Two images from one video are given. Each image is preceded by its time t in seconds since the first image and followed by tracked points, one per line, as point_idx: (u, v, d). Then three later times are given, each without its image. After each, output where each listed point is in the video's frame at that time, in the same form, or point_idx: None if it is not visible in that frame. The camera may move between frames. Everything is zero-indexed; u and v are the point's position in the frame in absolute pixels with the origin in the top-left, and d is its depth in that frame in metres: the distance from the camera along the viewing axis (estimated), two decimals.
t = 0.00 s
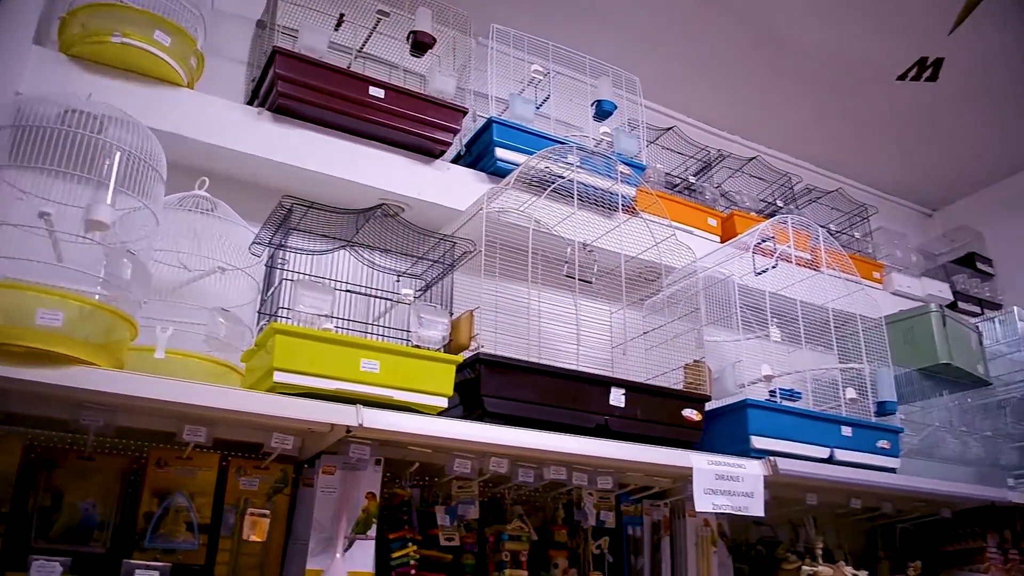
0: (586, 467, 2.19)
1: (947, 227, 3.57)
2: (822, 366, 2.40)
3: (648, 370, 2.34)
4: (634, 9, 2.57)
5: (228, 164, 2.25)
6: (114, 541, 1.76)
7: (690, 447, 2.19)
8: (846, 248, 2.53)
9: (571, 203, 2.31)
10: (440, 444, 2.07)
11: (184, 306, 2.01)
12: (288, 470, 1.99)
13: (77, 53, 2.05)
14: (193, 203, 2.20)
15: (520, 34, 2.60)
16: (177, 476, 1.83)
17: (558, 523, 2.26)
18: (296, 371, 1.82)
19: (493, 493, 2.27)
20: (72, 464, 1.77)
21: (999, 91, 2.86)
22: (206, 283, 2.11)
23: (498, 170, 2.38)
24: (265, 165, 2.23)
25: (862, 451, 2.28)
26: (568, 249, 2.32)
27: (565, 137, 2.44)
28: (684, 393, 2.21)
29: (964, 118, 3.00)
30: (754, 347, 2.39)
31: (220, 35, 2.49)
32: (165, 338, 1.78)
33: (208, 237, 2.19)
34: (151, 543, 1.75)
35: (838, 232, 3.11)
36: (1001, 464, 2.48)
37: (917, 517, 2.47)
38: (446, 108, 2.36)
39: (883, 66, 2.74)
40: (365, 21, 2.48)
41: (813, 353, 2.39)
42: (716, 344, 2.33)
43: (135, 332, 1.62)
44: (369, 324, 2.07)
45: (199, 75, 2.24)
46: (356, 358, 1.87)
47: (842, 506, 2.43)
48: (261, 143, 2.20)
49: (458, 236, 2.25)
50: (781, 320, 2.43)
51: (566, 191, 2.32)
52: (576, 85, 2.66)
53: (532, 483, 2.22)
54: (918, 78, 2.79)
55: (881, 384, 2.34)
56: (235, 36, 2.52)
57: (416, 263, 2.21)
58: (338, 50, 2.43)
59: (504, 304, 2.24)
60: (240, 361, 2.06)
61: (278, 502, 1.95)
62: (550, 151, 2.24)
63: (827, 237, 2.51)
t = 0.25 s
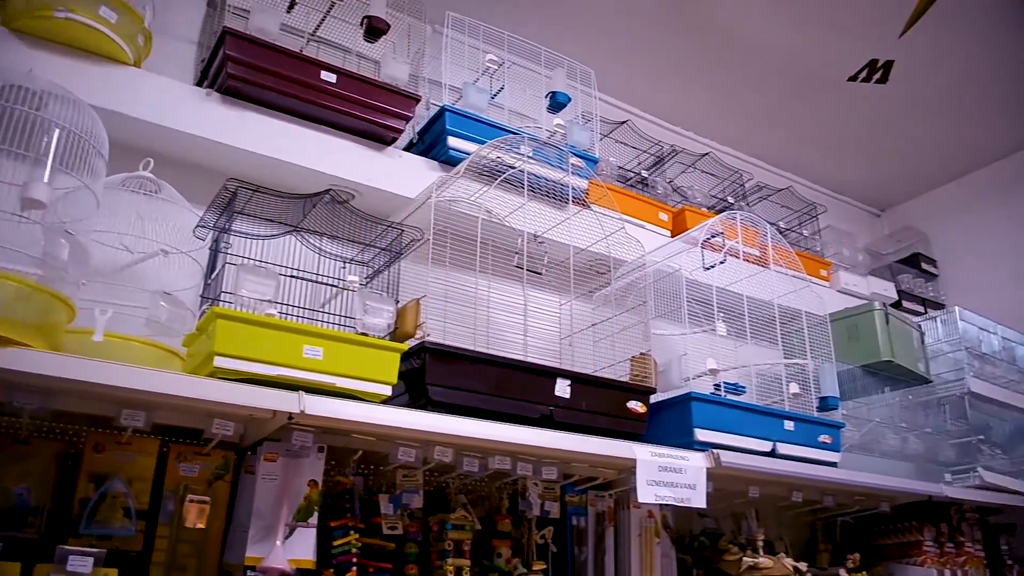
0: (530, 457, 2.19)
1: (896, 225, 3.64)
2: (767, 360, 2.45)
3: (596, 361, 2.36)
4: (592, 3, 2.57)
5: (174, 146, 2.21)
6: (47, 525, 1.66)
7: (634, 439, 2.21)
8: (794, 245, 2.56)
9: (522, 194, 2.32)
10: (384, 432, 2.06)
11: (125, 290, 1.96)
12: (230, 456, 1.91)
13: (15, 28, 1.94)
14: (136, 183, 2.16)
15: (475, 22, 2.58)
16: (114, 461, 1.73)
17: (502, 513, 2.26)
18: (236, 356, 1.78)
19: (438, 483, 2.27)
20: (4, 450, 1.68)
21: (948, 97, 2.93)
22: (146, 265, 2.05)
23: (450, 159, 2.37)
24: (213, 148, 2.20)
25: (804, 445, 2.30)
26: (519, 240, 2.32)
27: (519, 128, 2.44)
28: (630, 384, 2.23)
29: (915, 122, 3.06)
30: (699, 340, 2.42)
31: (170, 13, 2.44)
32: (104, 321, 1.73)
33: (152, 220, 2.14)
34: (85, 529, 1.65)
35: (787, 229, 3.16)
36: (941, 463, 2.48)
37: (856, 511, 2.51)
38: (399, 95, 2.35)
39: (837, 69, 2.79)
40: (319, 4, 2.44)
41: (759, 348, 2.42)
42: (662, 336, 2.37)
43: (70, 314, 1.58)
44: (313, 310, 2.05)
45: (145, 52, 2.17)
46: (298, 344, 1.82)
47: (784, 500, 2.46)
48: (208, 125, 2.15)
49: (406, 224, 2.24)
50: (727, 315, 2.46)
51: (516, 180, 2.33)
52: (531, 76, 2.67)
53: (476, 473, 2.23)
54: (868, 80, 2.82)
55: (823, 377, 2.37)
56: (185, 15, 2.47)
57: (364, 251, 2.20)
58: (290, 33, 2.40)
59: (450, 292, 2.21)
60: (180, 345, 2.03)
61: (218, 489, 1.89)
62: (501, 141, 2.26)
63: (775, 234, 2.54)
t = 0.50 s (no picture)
0: (479, 453, 2.19)
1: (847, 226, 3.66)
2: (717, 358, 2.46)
3: (546, 358, 2.36)
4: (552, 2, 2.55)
5: (120, 135, 2.16)
6: None
7: (581, 435, 2.22)
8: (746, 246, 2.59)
9: (473, 189, 2.32)
10: (331, 427, 2.05)
11: (65, 281, 1.91)
12: (173, 451, 1.85)
13: None
14: (81, 171, 2.09)
15: (432, 16, 2.57)
16: (53, 455, 1.70)
17: (450, 509, 2.25)
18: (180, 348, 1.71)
19: (385, 478, 2.26)
20: None
21: (903, 106, 2.94)
22: (90, 256, 2.01)
23: (402, 153, 2.35)
24: (161, 138, 2.15)
25: (751, 443, 2.33)
26: (472, 235, 2.33)
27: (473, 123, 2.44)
28: (579, 381, 2.25)
29: (869, 129, 3.08)
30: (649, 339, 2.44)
31: None
32: (43, 311, 1.65)
33: (97, 209, 2.09)
34: (21, 525, 1.60)
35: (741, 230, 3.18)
36: (886, 461, 2.50)
37: (802, 508, 2.53)
38: (352, 87, 2.33)
39: (794, 75, 2.78)
40: None
41: (707, 346, 2.47)
42: (613, 333, 2.35)
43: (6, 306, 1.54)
44: (258, 303, 2.02)
45: (92, 38, 2.14)
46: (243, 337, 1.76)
47: (731, 497, 2.47)
48: (155, 115, 2.10)
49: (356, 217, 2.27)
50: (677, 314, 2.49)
51: (466, 175, 2.32)
52: (487, 72, 2.67)
53: (424, 468, 2.22)
54: (819, 84, 2.81)
55: (771, 375, 2.37)
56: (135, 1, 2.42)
57: (314, 244, 2.19)
58: (243, 22, 2.35)
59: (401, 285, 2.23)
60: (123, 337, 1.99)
61: (160, 485, 1.81)
62: (453, 136, 2.24)
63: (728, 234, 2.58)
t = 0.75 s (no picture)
0: (426, 444, 2.19)
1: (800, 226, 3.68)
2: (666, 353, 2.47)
3: (497, 350, 2.38)
4: None
5: (66, 116, 2.11)
6: None
7: (529, 428, 2.22)
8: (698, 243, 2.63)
9: (426, 179, 2.31)
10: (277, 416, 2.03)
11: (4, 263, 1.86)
12: (113, 438, 1.83)
13: None
14: (24, 152, 2.04)
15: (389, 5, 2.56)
16: None
17: (396, 500, 2.25)
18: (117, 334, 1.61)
19: (331, 468, 2.26)
20: None
21: (857, 110, 2.98)
22: (31, 238, 1.97)
23: (356, 142, 2.34)
24: (108, 120, 2.11)
25: (697, 437, 2.35)
26: (423, 226, 2.33)
27: (427, 113, 2.43)
28: (528, 373, 2.25)
29: (824, 131, 3.12)
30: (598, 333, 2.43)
31: None
32: None
33: (40, 191, 2.04)
34: None
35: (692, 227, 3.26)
36: (830, 457, 2.54)
37: (748, 502, 2.57)
38: (306, 74, 2.31)
39: (750, 76, 2.81)
40: None
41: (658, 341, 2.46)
42: (562, 326, 2.37)
43: None
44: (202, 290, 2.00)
45: (37, 19, 2.06)
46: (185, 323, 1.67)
47: (679, 490, 2.50)
48: (102, 96, 2.06)
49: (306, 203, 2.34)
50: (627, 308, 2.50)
51: (419, 165, 2.31)
52: (445, 63, 2.66)
53: (370, 458, 2.22)
54: (775, 85, 2.84)
55: (719, 370, 2.42)
56: None
57: (262, 231, 2.24)
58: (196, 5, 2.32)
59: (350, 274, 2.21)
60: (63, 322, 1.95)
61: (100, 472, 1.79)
62: (408, 125, 2.22)
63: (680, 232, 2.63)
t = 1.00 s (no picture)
0: (373, 431, 2.19)
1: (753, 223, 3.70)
2: (617, 345, 2.46)
3: (447, 339, 2.34)
4: None
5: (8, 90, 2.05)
6: None
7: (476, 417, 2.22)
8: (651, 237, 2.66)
9: (379, 166, 2.31)
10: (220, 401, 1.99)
11: None
12: (51, 421, 1.78)
13: None
14: None
15: None
16: None
17: (341, 487, 2.24)
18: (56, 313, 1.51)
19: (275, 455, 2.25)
20: None
21: (813, 111, 3.02)
22: None
23: (310, 126, 2.32)
24: (53, 96, 2.06)
25: (644, 430, 2.36)
26: (376, 213, 2.33)
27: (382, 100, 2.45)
28: (477, 363, 2.25)
29: (781, 130, 3.16)
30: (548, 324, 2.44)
31: None
32: None
33: None
34: None
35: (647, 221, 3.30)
36: (776, 451, 2.56)
37: (694, 495, 2.60)
38: (260, 56, 2.27)
39: (709, 74, 2.83)
40: None
41: (608, 333, 2.47)
42: (513, 317, 2.36)
43: None
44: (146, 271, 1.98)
45: None
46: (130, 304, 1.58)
47: (625, 482, 2.53)
48: (47, 70, 2.00)
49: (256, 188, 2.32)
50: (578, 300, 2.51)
51: (372, 152, 2.31)
52: (402, 50, 2.67)
53: (316, 445, 2.21)
54: (732, 83, 2.87)
55: (668, 363, 2.44)
56: None
57: (210, 214, 2.24)
58: None
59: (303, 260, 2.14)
60: None
61: (38, 454, 1.73)
62: (361, 111, 2.23)
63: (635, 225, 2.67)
